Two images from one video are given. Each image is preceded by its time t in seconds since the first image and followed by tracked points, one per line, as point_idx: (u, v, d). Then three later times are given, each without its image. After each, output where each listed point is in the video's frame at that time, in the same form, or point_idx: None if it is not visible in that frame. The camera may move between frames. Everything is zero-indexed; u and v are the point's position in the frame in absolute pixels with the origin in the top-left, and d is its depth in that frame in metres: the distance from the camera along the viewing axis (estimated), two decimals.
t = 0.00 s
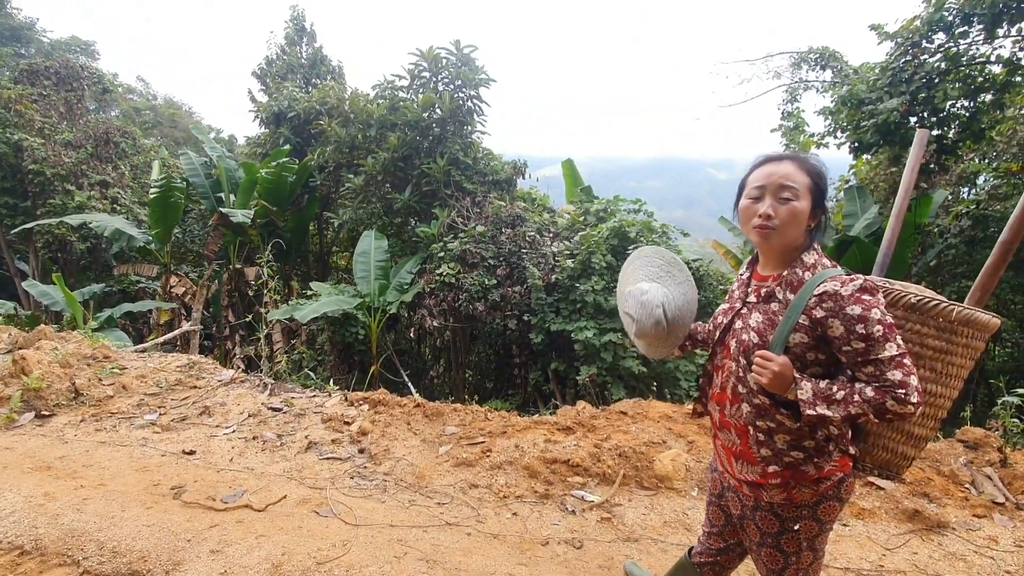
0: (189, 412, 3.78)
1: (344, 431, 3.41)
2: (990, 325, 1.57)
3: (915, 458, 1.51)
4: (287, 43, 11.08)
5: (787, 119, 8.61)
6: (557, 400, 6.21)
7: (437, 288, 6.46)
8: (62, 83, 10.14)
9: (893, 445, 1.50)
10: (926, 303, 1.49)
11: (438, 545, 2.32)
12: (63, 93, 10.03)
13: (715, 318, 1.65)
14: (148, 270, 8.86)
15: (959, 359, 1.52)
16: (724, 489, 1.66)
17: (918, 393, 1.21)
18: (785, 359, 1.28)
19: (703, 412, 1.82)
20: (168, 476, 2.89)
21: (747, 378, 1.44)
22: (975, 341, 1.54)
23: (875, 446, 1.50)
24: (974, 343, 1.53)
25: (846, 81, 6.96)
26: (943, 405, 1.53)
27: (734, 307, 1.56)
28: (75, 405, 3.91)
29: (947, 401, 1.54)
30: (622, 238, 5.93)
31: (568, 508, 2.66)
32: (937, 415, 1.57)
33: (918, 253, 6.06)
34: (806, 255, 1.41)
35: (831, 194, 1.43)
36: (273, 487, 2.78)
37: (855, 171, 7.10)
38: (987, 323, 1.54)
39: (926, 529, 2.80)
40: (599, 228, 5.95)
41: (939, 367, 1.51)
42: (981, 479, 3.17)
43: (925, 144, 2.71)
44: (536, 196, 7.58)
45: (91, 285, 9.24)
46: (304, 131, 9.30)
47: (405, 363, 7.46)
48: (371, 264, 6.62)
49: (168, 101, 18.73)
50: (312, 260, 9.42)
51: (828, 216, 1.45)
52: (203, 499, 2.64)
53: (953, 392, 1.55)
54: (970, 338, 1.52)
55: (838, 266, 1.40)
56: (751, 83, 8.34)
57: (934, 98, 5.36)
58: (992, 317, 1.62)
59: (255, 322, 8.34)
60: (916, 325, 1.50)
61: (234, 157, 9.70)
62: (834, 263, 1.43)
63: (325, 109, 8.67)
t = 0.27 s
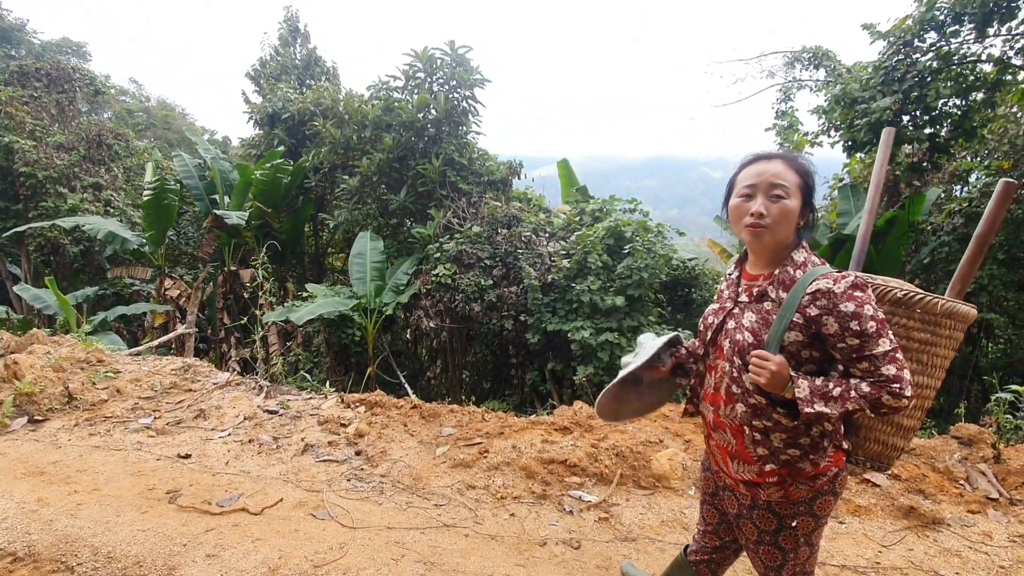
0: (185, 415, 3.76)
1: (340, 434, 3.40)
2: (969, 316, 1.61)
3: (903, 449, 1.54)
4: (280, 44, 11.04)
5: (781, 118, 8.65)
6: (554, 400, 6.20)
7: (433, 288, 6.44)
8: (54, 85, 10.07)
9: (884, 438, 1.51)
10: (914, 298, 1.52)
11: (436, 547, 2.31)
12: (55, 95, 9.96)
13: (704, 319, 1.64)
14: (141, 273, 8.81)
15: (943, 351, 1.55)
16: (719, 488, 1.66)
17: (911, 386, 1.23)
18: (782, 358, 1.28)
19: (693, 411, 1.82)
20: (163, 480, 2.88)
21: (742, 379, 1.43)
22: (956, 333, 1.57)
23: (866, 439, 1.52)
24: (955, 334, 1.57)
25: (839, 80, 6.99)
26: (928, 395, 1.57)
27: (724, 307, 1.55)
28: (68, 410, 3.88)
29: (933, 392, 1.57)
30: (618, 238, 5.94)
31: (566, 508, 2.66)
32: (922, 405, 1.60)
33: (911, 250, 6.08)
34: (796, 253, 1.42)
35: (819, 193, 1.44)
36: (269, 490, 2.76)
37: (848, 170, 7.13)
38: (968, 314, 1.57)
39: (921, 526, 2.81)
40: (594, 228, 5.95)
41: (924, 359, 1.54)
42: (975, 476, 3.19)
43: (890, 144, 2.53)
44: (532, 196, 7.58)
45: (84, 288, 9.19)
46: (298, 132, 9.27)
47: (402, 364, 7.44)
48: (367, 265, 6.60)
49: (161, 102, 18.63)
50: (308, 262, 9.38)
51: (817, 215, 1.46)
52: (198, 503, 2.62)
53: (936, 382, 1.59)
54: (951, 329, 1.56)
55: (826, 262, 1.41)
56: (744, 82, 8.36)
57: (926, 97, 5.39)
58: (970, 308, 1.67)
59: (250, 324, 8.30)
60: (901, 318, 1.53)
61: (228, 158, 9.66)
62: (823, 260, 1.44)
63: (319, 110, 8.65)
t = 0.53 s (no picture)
0: (182, 418, 3.75)
1: (338, 435, 3.40)
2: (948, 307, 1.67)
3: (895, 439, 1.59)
4: (276, 45, 11.02)
5: (778, 116, 8.66)
6: (553, 400, 6.20)
7: (431, 289, 6.44)
8: (49, 87, 10.04)
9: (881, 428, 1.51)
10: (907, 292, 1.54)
11: (434, 548, 2.31)
12: (51, 97, 9.93)
13: (701, 321, 1.62)
14: (138, 275, 8.79)
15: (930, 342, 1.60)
16: (719, 490, 1.65)
17: (916, 380, 1.26)
18: (795, 360, 1.27)
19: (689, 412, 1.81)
20: (160, 483, 2.87)
21: (750, 381, 1.42)
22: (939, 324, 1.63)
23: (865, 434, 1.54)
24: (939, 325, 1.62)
25: (835, 79, 7.00)
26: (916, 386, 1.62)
27: (725, 308, 1.54)
28: (65, 413, 3.86)
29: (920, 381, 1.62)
30: (616, 238, 5.94)
31: (565, 508, 2.66)
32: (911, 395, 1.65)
33: (908, 248, 6.10)
34: (797, 253, 1.42)
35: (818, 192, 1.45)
36: (267, 492, 2.76)
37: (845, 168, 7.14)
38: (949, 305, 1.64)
39: (919, 523, 2.81)
40: (592, 228, 5.95)
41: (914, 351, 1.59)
42: (973, 472, 3.19)
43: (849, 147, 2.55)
44: (529, 196, 7.58)
45: (81, 290, 9.17)
46: (295, 133, 9.26)
47: (400, 365, 7.43)
48: (365, 266, 6.59)
49: (158, 104, 18.60)
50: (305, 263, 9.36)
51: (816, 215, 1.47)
52: (196, 506, 2.62)
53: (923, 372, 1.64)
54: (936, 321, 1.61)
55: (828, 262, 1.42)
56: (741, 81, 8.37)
57: (921, 94, 5.40)
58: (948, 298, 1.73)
59: (248, 325, 8.28)
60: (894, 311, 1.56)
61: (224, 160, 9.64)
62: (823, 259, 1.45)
63: (316, 111, 8.64)
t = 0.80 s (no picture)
0: (177, 421, 3.74)
1: (335, 437, 3.39)
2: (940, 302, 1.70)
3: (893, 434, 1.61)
4: (271, 46, 10.99)
5: (773, 115, 8.69)
6: (550, 400, 6.20)
7: (428, 290, 6.43)
8: (43, 89, 9.99)
9: (880, 422, 1.50)
10: (907, 289, 1.53)
11: (431, 550, 2.30)
12: (45, 100, 9.88)
13: (701, 323, 1.61)
14: (134, 278, 8.75)
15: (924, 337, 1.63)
16: (722, 492, 1.64)
17: (921, 378, 1.27)
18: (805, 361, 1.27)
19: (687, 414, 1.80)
20: (155, 487, 2.85)
21: (758, 382, 1.42)
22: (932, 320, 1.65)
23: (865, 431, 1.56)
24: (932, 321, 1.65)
25: (830, 77, 7.02)
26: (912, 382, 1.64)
27: (727, 310, 1.53)
28: (59, 417, 3.84)
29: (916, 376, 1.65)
30: (613, 237, 5.94)
31: (562, 508, 2.66)
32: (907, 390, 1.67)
33: (904, 245, 6.11)
34: (801, 253, 1.42)
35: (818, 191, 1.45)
36: (263, 495, 2.74)
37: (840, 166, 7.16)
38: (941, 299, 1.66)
39: (915, 520, 2.82)
40: (588, 227, 5.95)
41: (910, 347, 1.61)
42: (969, 469, 3.20)
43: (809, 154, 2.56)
44: (526, 196, 7.58)
45: (76, 294, 9.12)
46: (291, 134, 9.24)
47: (398, 366, 7.42)
48: (361, 267, 6.57)
49: (153, 107, 18.54)
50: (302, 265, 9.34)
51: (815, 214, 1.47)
52: (191, 509, 2.60)
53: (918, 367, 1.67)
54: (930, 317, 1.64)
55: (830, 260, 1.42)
56: (736, 80, 8.39)
57: (915, 92, 5.42)
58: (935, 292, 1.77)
59: (244, 328, 8.25)
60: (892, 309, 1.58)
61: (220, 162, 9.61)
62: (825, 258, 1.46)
63: (312, 112, 8.62)
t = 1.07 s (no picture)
0: (173, 424, 3.72)
1: (331, 438, 3.37)
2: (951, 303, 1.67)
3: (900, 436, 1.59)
4: (266, 46, 10.95)
5: (768, 113, 8.70)
6: (548, 399, 6.19)
7: (425, 290, 6.41)
8: (37, 92, 9.92)
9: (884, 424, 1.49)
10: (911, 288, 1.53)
11: (428, 551, 2.29)
12: (39, 102, 9.82)
13: (701, 322, 1.61)
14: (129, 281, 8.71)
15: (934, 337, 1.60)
16: (723, 492, 1.64)
17: (924, 380, 1.26)
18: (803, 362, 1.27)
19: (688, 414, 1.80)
20: (150, 490, 2.83)
21: (757, 383, 1.42)
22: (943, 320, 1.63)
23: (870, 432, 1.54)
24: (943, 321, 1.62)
25: (824, 75, 7.03)
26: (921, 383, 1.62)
27: (727, 309, 1.53)
28: (54, 421, 3.82)
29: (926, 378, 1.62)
30: (609, 236, 5.94)
31: (559, 507, 2.66)
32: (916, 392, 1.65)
33: (899, 242, 6.13)
34: (801, 252, 1.41)
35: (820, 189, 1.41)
36: (259, 498, 2.73)
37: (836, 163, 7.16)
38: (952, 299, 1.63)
39: (912, 516, 2.82)
40: (585, 226, 5.95)
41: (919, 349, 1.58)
42: (965, 465, 3.21)
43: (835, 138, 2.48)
44: (522, 195, 7.57)
45: (71, 297, 9.08)
46: (286, 135, 9.21)
47: (396, 367, 7.40)
48: (357, 268, 6.55)
49: (148, 108, 18.45)
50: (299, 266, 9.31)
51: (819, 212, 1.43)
52: (186, 512, 2.59)
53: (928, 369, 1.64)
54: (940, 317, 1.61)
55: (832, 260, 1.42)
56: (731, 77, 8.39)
57: (910, 89, 5.43)
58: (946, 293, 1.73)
59: (240, 329, 8.23)
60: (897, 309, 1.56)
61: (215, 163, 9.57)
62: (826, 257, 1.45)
63: (307, 112, 8.60)
